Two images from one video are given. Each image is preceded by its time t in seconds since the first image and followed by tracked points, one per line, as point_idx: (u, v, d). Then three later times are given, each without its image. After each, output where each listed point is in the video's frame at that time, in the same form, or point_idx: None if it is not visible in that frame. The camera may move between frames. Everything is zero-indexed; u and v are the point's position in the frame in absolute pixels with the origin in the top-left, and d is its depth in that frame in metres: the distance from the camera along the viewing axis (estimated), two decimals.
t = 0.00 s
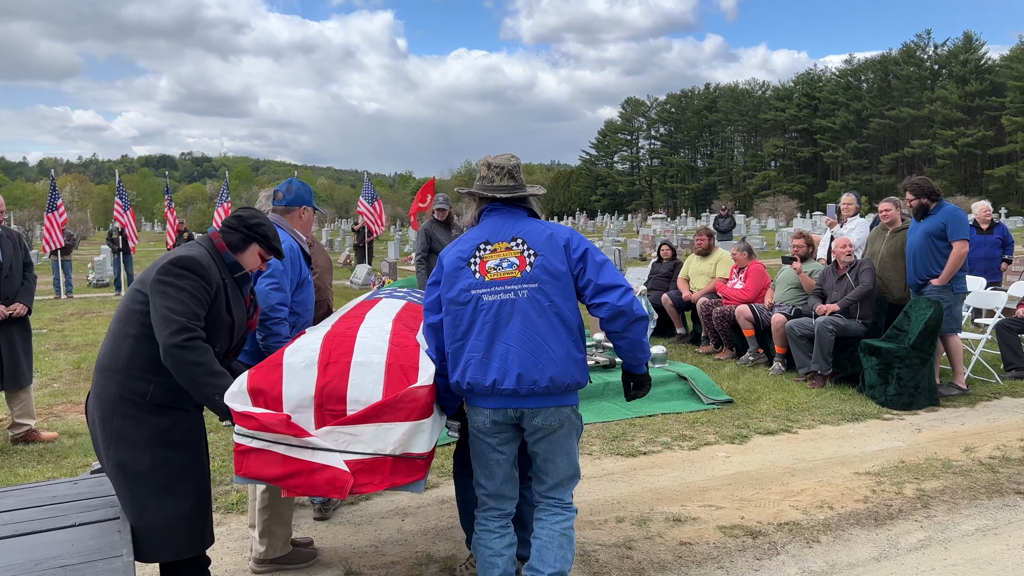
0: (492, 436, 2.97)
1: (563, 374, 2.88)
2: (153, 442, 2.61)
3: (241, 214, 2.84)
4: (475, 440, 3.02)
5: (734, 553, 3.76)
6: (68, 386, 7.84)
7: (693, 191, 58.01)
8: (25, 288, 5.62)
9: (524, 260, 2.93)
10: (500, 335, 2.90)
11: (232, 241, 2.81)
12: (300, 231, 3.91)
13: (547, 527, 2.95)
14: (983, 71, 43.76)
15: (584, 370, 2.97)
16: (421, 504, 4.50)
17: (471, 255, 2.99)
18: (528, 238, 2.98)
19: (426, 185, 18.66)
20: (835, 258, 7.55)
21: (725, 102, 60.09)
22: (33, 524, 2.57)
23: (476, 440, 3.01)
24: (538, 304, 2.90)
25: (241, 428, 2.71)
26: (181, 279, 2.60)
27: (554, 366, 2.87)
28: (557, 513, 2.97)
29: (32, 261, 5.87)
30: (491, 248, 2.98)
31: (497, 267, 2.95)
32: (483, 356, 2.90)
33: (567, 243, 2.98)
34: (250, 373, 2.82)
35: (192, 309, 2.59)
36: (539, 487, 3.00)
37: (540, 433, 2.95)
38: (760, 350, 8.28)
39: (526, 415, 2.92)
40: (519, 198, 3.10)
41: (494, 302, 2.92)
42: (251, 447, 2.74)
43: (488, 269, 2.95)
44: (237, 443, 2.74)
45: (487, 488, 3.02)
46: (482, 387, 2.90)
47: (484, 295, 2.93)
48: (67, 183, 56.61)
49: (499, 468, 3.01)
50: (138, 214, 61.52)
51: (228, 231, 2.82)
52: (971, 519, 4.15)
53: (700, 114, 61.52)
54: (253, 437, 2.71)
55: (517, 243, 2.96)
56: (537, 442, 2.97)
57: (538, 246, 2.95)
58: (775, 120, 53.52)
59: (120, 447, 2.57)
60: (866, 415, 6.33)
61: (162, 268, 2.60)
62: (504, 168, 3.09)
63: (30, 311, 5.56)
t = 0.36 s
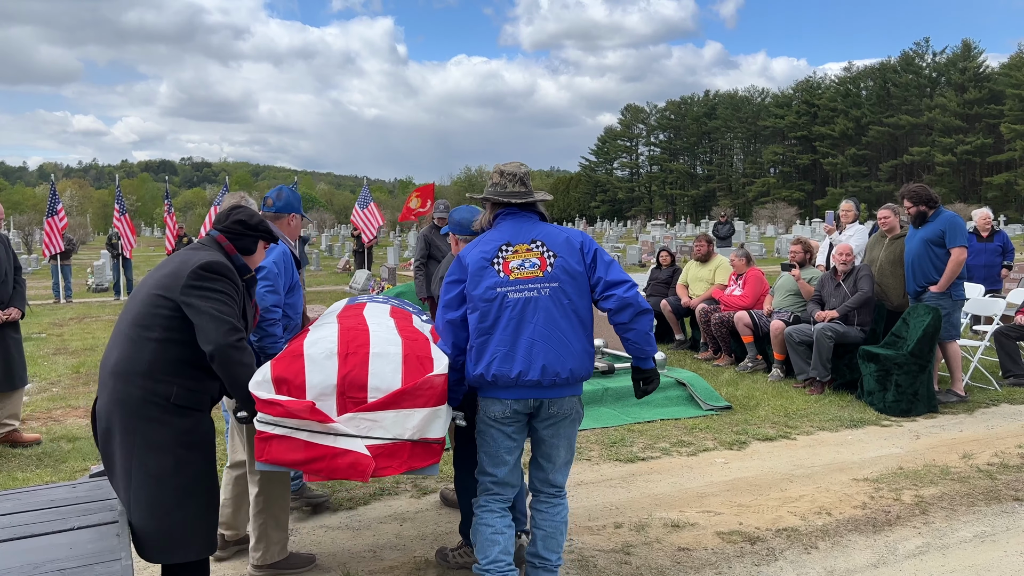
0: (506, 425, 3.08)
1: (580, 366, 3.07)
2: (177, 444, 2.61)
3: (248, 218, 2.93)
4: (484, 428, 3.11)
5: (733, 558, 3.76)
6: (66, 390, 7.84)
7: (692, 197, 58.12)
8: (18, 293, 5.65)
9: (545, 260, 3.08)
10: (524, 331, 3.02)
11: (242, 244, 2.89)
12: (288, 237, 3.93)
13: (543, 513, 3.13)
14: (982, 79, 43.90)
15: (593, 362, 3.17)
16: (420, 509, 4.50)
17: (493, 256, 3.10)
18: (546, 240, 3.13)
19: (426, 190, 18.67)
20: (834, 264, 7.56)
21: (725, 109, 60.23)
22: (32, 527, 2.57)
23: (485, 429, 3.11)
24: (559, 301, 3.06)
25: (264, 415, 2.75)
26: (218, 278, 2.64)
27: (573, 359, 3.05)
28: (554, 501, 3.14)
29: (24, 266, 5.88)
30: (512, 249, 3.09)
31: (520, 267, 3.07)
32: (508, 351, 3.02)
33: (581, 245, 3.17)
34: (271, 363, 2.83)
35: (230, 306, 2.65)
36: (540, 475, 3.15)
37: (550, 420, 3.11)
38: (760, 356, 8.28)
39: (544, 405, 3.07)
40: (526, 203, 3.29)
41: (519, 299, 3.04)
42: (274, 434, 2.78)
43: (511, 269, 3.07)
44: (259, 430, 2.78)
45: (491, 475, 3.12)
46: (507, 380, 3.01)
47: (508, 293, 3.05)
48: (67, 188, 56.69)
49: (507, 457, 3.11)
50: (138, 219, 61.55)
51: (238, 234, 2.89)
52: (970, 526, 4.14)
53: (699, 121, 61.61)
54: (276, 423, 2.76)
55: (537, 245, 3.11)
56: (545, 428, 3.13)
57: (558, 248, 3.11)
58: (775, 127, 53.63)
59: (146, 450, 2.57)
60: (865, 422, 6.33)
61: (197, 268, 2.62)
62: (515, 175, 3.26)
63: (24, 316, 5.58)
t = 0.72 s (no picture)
0: (512, 409, 3.20)
1: (577, 354, 3.26)
2: (212, 443, 2.72)
3: (235, 211, 2.97)
4: (487, 417, 3.23)
5: (732, 562, 3.76)
6: (68, 392, 7.85)
7: (693, 201, 58.15)
8: (20, 295, 5.65)
9: (538, 256, 3.23)
10: (525, 324, 3.15)
11: (235, 235, 2.97)
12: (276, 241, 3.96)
13: (542, 504, 3.19)
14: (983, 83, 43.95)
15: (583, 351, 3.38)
16: (420, 511, 4.51)
17: (490, 254, 3.20)
18: (537, 237, 3.28)
19: (427, 193, 18.69)
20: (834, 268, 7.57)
21: (725, 113, 60.28)
22: (32, 530, 2.57)
23: (488, 416, 3.22)
24: (556, 294, 3.22)
25: (271, 401, 2.85)
26: (237, 275, 2.74)
27: (571, 347, 3.24)
28: (553, 492, 3.22)
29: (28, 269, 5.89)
30: (507, 247, 3.21)
31: (516, 263, 3.20)
32: (511, 343, 3.14)
33: (568, 241, 3.35)
34: (279, 352, 2.91)
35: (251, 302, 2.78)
36: (538, 464, 3.25)
37: (550, 405, 3.26)
38: (760, 359, 8.29)
39: (544, 392, 3.22)
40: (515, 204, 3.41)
41: (518, 294, 3.16)
42: (280, 421, 2.87)
43: (508, 266, 3.19)
44: (266, 417, 2.87)
45: (492, 459, 3.26)
46: (510, 370, 3.13)
47: (507, 289, 3.16)
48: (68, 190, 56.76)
49: (508, 441, 3.26)
50: (139, 221, 61.61)
51: (230, 228, 2.95)
52: (970, 530, 4.15)
53: (700, 125, 61.63)
54: (283, 410, 2.85)
55: (530, 242, 3.25)
56: (545, 413, 3.27)
57: (550, 244, 3.27)
58: (776, 131, 53.67)
59: (189, 445, 2.66)
60: (865, 426, 6.33)
61: (218, 267, 2.71)
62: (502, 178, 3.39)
63: (25, 318, 5.58)
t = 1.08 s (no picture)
0: (489, 400, 3.39)
1: (546, 343, 3.45)
2: (247, 423, 3.01)
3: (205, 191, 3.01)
4: (471, 408, 3.41)
5: (733, 563, 3.76)
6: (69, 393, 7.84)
7: (694, 202, 58.12)
8: (22, 295, 5.65)
9: (510, 252, 3.44)
10: (495, 317, 3.36)
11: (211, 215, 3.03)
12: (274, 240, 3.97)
13: (523, 474, 3.49)
14: (985, 84, 43.92)
15: (556, 340, 3.55)
16: (421, 512, 4.51)
17: (463, 251, 3.41)
18: (510, 234, 3.49)
19: (428, 194, 18.68)
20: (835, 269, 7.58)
21: (727, 114, 60.25)
22: (33, 529, 2.58)
23: (472, 408, 3.40)
24: (524, 287, 3.42)
25: (284, 395, 3.05)
26: (239, 261, 2.90)
27: (540, 337, 3.43)
28: (530, 463, 3.52)
29: (31, 269, 5.90)
30: (480, 244, 3.42)
31: (488, 259, 3.40)
32: (484, 335, 3.35)
33: (540, 237, 3.55)
34: (290, 348, 3.12)
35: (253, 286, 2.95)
36: (514, 445, 3.55)
37: (524, 395, 3.50)
38: (761, 361, 8.28)
39: (516, 380, 3.43)
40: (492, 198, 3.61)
41: (490, 288, 3.38)
42: (292, 413, 3.09)
43: (480, 262, 3.40)
44: (279, 409, 3.08)
45: (481, 451, 3.40)
46: (482, 361, 3.33)
47: (480, 284, 3.38)
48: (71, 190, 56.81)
49: (494, 432, 3.43)
50: (141, 222, 61.66)
51: (201, 207, 3.00)
52: (971, 532, 4.14)
53: (702, 126, 61.58)
54: (295, 403, 3.07)
55: (502, 238, 3.44)
56: (519, 402, 3.51)
57: (520, 240, 3.47)
58: (777, 132, 53.66)
59: (228, 429, 2.93)
60: (867, 427, 6.33)
61: (220, 258, 2.86)
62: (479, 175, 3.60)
63: (25, 318, 5.58)
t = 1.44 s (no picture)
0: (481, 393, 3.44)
1: (536, 337, 3.48)
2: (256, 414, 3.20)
3: (213, 191, 3.15)
4: (466, 400, 3.46)
5: (735, 564, 3.75)
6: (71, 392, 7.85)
7: (697, 202, 58.08)
8: (22, 295, 5.65)
9: (499, 251, 3.48)
10: (485, 313, 3.42)
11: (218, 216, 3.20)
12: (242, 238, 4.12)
13: (508, 472, 3.61)
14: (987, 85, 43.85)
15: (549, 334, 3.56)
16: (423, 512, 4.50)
17: (455, 252, 3.49)
18: (499, 234, 3.53)
19: (430, 194, 18.66)
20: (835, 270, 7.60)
21: (729, 115, 60.20)
22: (34, 528, 2.58)
23: (466, 400, 3.46)
24: (513, 284, 3.46)
25: (292, 388, 3.13)
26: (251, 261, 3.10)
27: (528, 330, 3.46)
28: (517, 461, 3.62)
29: (30, 268, 5.90)
30: (471, 244, 3.49)
31: (478, 259, 3.47)
32: (474, 331, 3.42)
33: (530, 235, 3.57)
34: (297, 344, 3.25)
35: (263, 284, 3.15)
36: (505, 438, 3.59)
37: (518, 388, 3.54)
38: (763, 362, 8.26)
39: (508, 375, 3.48)
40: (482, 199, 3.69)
41: (480, 286, 3.44)
42: (300, 405, 3.18)
43: (470, 261, 3.47)
44: (287, 402, 3.16)
45: (475, 441, 3.45)
46: (473, 356, 3.40)
47: (470, 282, 3.45)
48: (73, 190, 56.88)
49: (489, 424, 3.47)
50: (144, 222, 61.74)
51: (209, 207, 3.15)
52: (973, 533, 4.13)
53: (704, 127, 61.53)
54: (303, 395, 3.16)
55: (492, 239, 3.50)
56: (512, 395, 3.55)
57: (509, 239, 3.50)
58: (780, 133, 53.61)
59: (244, 420, 3.13)
60: (869, 428, 6.32)
61: (235, 258, 3.05)
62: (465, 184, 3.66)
63: (25, 317, 5.58)
